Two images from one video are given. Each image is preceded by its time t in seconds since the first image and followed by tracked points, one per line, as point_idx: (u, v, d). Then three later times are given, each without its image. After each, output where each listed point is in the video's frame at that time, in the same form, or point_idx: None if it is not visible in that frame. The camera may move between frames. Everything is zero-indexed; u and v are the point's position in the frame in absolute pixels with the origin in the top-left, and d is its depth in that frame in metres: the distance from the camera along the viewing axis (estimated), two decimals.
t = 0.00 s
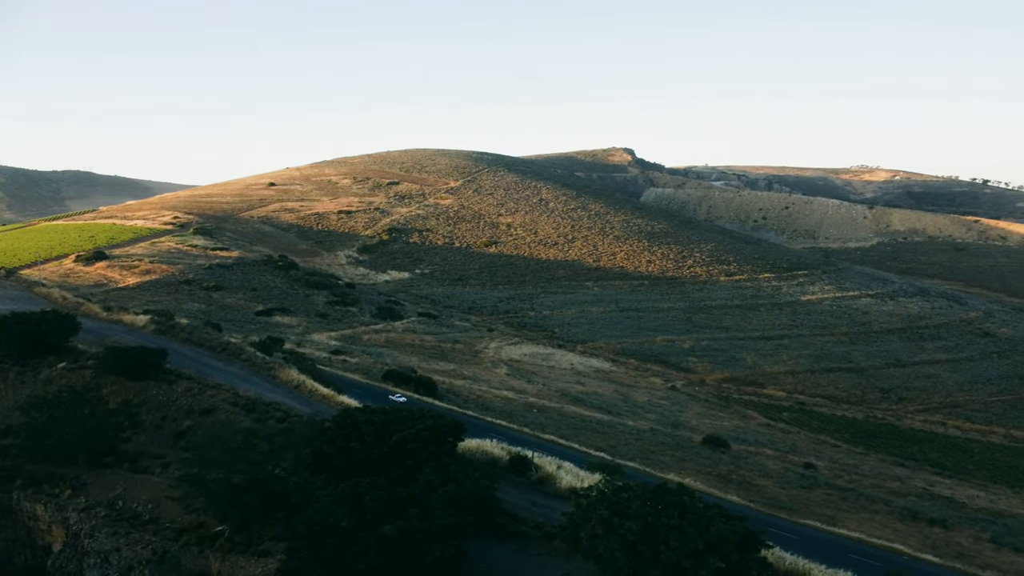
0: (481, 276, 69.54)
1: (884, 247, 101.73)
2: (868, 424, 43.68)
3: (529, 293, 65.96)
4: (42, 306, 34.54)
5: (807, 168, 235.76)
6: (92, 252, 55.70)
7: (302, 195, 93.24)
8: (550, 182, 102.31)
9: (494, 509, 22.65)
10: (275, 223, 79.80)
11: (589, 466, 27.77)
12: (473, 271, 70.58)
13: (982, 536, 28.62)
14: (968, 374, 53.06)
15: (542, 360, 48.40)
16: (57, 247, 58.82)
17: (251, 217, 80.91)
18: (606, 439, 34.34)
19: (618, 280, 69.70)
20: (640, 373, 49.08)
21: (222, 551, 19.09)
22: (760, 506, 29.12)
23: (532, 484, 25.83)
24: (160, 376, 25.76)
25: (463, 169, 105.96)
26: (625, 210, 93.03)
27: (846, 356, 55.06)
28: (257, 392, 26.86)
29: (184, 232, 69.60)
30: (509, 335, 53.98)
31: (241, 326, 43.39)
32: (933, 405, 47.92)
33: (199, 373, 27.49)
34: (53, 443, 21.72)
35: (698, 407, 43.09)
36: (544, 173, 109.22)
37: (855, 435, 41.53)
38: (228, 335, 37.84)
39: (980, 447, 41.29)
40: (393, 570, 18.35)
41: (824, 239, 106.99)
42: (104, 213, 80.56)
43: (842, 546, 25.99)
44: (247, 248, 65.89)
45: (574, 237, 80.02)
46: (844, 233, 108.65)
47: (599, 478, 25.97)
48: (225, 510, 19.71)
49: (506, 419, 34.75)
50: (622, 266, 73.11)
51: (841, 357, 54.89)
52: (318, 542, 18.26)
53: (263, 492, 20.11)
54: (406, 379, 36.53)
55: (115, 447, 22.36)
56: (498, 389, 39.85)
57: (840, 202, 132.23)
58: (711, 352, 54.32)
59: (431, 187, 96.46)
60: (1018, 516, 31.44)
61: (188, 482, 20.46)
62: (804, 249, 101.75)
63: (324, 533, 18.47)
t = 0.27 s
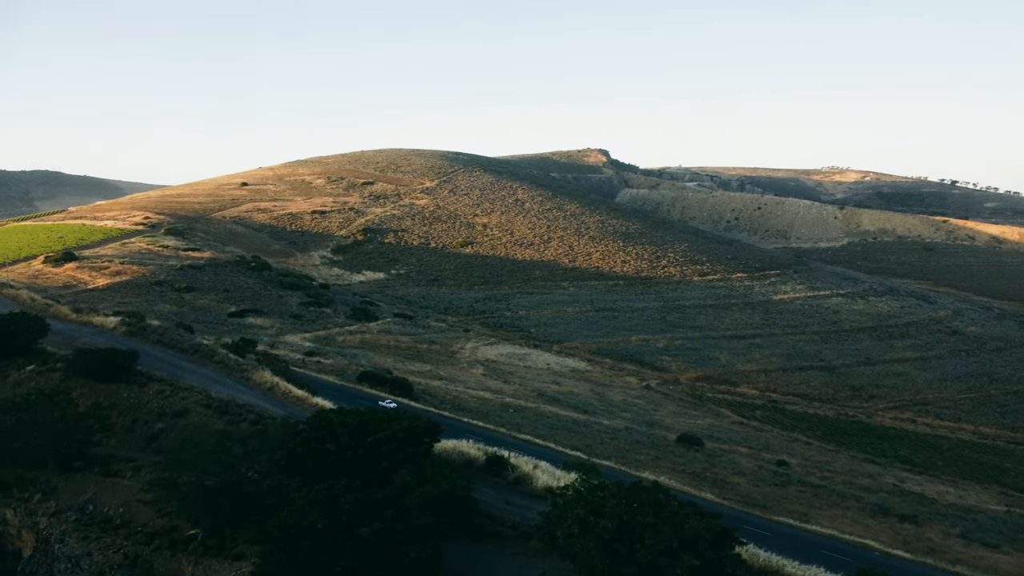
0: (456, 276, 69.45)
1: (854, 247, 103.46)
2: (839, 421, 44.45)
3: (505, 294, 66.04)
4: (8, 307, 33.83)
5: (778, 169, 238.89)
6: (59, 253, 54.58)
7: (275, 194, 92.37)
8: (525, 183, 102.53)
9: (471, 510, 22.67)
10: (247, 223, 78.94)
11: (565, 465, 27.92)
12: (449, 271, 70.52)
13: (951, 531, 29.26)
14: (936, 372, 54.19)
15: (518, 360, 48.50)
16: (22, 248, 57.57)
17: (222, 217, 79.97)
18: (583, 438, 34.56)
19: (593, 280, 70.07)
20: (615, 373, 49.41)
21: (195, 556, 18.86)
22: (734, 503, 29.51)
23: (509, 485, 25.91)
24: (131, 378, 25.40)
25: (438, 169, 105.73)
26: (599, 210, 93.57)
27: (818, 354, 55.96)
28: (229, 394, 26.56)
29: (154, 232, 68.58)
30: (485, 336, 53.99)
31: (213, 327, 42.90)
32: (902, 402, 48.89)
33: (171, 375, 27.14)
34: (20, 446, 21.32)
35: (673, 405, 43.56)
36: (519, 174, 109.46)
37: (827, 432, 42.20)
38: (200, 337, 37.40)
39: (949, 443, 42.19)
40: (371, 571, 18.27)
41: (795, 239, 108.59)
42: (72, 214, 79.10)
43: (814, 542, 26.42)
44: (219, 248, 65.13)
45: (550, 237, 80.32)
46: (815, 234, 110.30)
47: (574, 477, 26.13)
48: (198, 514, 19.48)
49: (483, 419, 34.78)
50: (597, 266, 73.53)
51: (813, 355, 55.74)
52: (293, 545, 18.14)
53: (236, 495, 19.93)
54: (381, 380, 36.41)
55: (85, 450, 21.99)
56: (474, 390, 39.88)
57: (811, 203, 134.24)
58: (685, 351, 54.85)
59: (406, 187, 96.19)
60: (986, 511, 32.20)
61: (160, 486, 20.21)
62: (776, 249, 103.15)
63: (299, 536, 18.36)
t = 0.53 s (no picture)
0: (434, 277, 69.28)
1: (827, 247, 104.93)
2: (813, 419, 45.09)
3: (483, 294, 66.01)
4: None
5: (753, 170, 241.46)
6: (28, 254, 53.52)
7: (250, 194, 91.45)
8: (503, 183, 102.60)
9: (449, 510, 22.66)
10: (222, 223, 78.02)
11: (543, 464, 28.01)
12: (427, 271, 70.33)
13: (924, 527, 29.82)
14: (908, 370, 55.17)
15: (496, 360, 48.57)
16: None
17: (196, 218, 79.00)
18: (561, 437, 34.70)
19: (571, 280, 70.32)
20: (592, 372, 49.67)
21: (169, 559, 18.61)
22: (711, 501, 29.83)
23: (487, 485, 25.95)
24: (103, 380, 25.04)
25: (415, 168, 105.39)
26: (577, 211, 93.93)
27: (792, 353, 56.70)
28: (204, 396, 26.27)
29: (126, 232, 67.56)
30: (464, 336, 53.93)
31: (188, 328, 42.38)
32: (875, 400, 49.70)
33: (145, 377, 26.79)
34: None
35: (650, 404, 43.89)
36: (497, 174, 109.51)
37: (802, 430, 42.78)
38: (174, 338, 36.93)
39: (921, 440, 42.98)
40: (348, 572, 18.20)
41: (770, 239, 109.91)
42: (41, 214, 77.64)
43: (790, 539, 26.79)
44: (193, 249, 64.34)
45: (527, 237, 80.45)
46: (789, 234, 111.68)
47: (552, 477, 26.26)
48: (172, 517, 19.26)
49: (461, 420, 34.74)
50: (575, 266, 73.80)
51: (788, 354, 56.45)
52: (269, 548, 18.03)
53: (211, 497, 19.76)
54: (359, 381, 36.24)
55: (56, 453, 21.65)
56: (453, 389, 39.87)
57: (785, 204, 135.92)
58: (662, 351, 55.27)
59: (383, 187, 95.77)
60: (958, 507, 32.83)
61: (134, 489, 19.94)
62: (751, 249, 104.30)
63: (275, 539, 18.23)
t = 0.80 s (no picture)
0: (410, 277, 69.03)
1: (798, 246, 106.51)
2: (785, 417, 45.75)
3: (459, 294, 65.93)
4: None
5: (724, 171, 244.18)
6: None
7: (222, 194, 90.29)
8: (478, 183, 102.54)
9: (424, 511, 22.62)
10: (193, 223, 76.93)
11: (519, 464, 28.09)
12: (402, 272, 70.02)
13: (894, 523, 30.41)
14: (877, 368, 56.20)
15: (472, 360, 48.53)
16: None
17: (166, 218, 77.83)
18: (537, 437, 34.81)
19: (546, 280, 70.50)
20: (568, 371, 49.87)
21: (140, 564, 18.35)
22: (685, 499, 30.13)
23: (463, 486, 25.95)
24: (72, 383, 24.61)
25: (389, 168, 104.86)
26: (552, 211, 94.21)
27: (764, 352, 57.47)
28: (175, 398, 25.91)
29: (94, 232, 66.31)
30: (439, 337, 53.81)
31: (158, 329, 41.73)
32: (846, 398, 50.55)
33: (115, 379, 26.38)
34: None
35: (625, 403, 44.21)
36: (472, 174, 109.40)
37: (774, 428, 43.38)
38: (144, 340, 36.35)
39: (891, 437, 43.82)
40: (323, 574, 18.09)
41: (742, 239, 111.27)
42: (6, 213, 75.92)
43: (762, 535, 27.18)
44: (164, 249, 63.36)
45: (503, 237, 80.49)
46: (761, 234, 113.14)
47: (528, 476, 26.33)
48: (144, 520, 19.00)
49: (437, 420, 34.68)
50: (550, 266, 74.01)
51: (760, 353, 57.21)
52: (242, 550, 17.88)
53: (184, 501, 19.52)
54: (333, 383, 35.99)
55: (25, 457, 21.26)
56: (428, 390, 39.76)
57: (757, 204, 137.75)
58: (636, 350, 55.68)
59: (357, 186, 95.14)
60: (927, 502, 33.53)
61: (104, 493, 19.64)
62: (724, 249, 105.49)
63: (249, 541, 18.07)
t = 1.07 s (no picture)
0: (386, 277, 68.74)
1: (772, 246, 107.89)
2: (759, 415, 46.33)
3: (436, 295, 65.80)
4: None
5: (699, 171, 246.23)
6: None
7: (195, 194, 89.13)
8: (455, 183, 102.41)
9: (402, 512, 22.55)
10: (165, 223, 75.82)
11: (497, 464, 28.13)
12: (379, 272, 69.68)
13: (867, 519, 30.95)
14: (850, 366, 57.12)
15: (449, 360, 48.48)
16: None
17: (138, 218, 76.65)
18: (515, 436, 34.87)
19: (523, 280, 70.61)
20: (545, 371, 50.00)
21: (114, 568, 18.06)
22: (662, 497, 30.39)
23: (441, 487, 25.91)
24: (43, 385, 24.15)
25: (365, 168, 104.27)
26: (529, 211, 94.38)
27: (739, 350, 58.14)
28: (149, 400, 25.54)
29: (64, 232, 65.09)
30: (416, 337, 53.65)
31: (130, 331, 41.09)
32: (819, 396, 51.32)
33: (87, 381, 25.94)
34: None
35: (602, 402, 44.47)
36: (448, 174, 109.21)
37: (749, 426, 43.91)
38: (117, 342, 35.79)
39: (864, 434, 44.56)
40: None
41: (717, 240, 112.43)
42: None
43: (738, 532, 27.51)
44: (135, 250, 62.38)
45: (480, 237, 80.46)
46: (736, 234, 114.41)
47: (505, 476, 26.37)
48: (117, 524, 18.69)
49: (414, 421, 34.59)
50: (527, 266, 74.14)
51: (735, 352, 57.87)
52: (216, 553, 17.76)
53: (158, 503, 19.25)
54: (309, 384, 35.72)
55: None
56: (405, 391, 39.63)
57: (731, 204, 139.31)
58: (613, 350, 55.99)
59: (333, 186, 94.48)
60: (900, 499, 34.15)
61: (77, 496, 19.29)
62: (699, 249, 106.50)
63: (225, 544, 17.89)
